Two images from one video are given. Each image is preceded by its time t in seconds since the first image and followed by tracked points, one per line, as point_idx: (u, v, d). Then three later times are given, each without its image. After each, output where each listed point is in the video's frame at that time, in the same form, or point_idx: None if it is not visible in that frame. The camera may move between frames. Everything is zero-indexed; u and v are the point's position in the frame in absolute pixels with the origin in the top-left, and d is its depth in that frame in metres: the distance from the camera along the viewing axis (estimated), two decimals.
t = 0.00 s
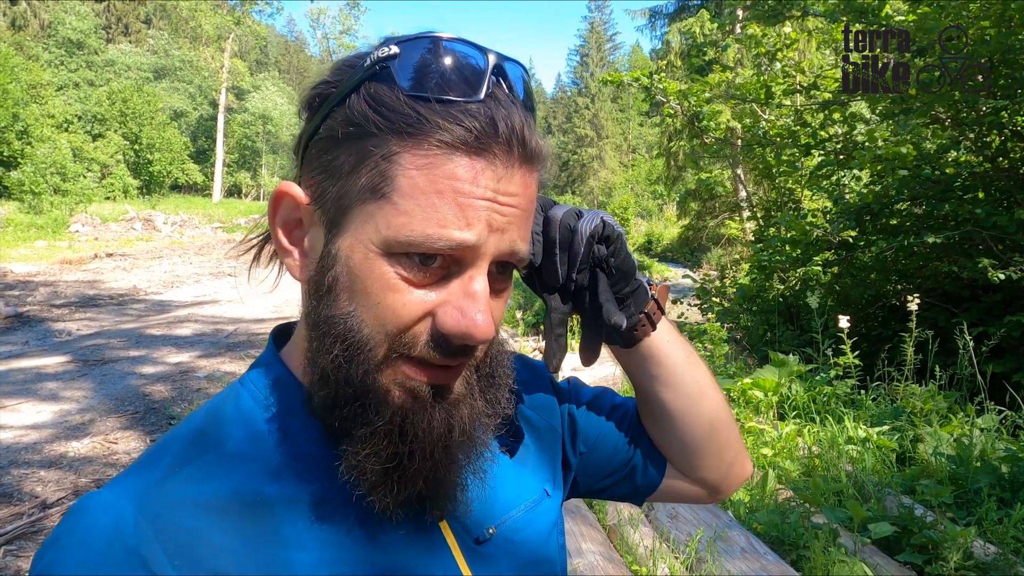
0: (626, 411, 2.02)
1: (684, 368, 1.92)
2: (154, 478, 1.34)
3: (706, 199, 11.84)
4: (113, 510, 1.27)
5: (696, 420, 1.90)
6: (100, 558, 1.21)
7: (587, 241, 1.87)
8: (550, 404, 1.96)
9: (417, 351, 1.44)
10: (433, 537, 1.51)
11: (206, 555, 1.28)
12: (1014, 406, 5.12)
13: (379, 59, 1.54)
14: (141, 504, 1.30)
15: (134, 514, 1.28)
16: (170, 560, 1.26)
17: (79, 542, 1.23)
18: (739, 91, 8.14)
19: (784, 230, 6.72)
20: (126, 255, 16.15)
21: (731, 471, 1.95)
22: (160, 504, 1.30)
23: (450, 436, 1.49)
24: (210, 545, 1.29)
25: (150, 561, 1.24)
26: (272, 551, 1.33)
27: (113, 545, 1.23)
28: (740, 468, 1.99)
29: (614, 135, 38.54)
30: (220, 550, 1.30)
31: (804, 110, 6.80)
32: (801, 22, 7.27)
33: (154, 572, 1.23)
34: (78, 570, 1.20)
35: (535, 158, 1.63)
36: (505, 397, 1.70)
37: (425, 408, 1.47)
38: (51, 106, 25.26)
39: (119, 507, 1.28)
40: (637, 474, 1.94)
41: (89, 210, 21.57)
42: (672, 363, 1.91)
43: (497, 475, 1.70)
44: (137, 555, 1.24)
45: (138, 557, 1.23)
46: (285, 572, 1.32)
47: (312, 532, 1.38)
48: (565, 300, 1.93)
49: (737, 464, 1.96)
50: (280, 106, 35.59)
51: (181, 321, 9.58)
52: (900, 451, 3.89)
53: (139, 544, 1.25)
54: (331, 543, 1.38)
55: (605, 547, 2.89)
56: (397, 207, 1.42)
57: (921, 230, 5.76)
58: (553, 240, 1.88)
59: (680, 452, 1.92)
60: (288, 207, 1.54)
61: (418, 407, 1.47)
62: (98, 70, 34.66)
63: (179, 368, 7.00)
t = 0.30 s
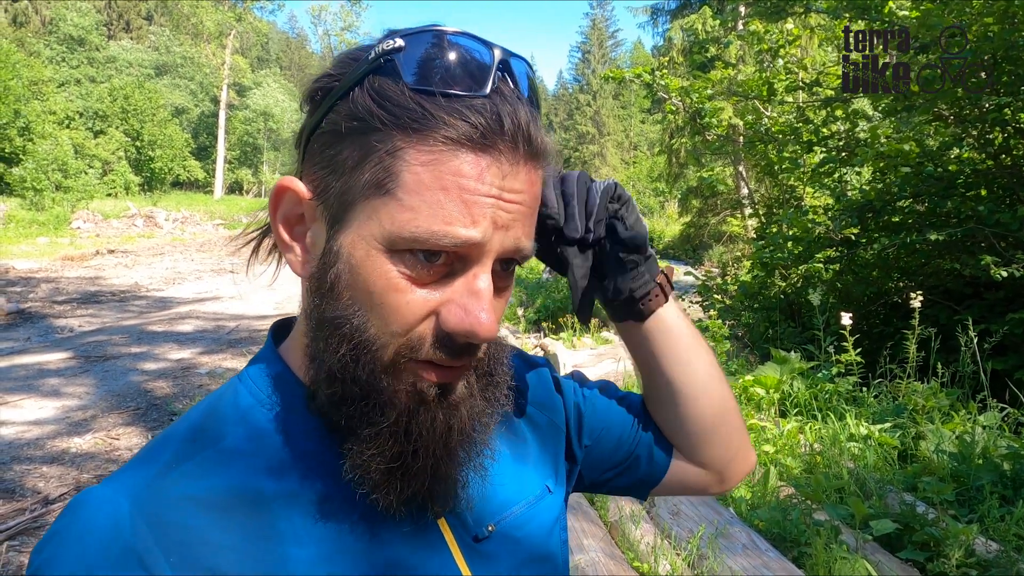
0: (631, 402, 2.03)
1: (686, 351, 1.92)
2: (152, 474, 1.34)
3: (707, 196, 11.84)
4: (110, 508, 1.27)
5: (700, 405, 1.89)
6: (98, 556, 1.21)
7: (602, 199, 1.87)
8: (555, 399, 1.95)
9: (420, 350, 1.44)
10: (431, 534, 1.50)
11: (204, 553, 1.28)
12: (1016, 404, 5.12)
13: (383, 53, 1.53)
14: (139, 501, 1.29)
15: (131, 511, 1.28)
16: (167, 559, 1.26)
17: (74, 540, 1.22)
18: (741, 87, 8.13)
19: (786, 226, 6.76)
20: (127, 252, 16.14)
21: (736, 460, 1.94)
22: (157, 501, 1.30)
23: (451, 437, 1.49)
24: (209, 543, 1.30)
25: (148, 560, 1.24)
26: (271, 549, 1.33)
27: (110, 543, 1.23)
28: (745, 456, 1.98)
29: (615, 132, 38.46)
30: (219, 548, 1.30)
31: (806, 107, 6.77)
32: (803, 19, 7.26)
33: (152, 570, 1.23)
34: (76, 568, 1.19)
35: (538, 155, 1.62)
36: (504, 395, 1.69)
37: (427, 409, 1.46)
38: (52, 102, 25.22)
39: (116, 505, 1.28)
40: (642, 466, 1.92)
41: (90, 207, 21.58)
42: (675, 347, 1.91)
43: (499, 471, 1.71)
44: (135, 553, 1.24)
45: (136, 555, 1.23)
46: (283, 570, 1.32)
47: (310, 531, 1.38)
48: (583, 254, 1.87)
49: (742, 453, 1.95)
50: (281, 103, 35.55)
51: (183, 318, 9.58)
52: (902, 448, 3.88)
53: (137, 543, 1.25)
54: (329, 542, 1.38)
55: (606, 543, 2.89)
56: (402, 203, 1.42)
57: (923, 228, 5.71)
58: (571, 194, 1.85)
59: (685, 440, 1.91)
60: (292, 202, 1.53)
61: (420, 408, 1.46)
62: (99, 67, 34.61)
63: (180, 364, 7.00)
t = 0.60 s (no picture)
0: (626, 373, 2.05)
1: (700, 301, 1.97)
2: (156, 471, 1.34)
3: (710, 194, 11.83)
4: (114, 504, 1.27)
5: (712, 352, 1.95)
6: (104, 553, 1.21)
7: (611, 139, 1.94)
8: (551, 389, 1.95)
9: (444, 354, 1.43)
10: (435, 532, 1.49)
11: (209, 549, 1.28)
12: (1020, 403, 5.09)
13: (430, 59, 1.51)
14: (144, 496, 1.30)
15: (137, 506, 1.28)
16: (174, 554, 1.26)
17: (80, 537, 1.22)
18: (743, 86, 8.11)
19: (789, 224, 6.73)
20: (130, 250, 16.17)
21: (744, 407, 2.01)
22: (163, 498, 1.30)
23: (466, 443, 1.49)
24: (214, 539, 1.30)
25: (154, 555, 1.24)
26: (276, 546, 1.33)
27: (116, 539, 1.23)
28: (753, 402, 2.05)
29: (617, 131, 38.37)
30: (224, 545, 1.30)
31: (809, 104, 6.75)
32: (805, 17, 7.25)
33: (159, 565, 1.24)
34: (80, 564, 1.20)
35: (572, 171, 1.61)
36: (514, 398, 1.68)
37: (444, 415, 1.46)
38: (55, 101, 25.23)
39: (122, 500, 1.28)
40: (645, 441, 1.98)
41: (92, 206, 21.59)
42: (688, 296, 1.96)
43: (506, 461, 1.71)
44: (141, 549, 1.24)
45: (141, 551, 1.24)
46: (288, 567, 1.32)
47: (314, 526, 1.37)
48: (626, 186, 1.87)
49: (749, 400, 2.03)
50: (283, 102, 35.54)
51: (185, 317, 9.60)
52: (905, 447, 3.87)
53: (143, 538, 1.25)
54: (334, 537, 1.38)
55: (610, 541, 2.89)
56: (439, 206, 1.41)
57: (926, 226, 5.71)
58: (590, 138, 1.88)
59: (694, 383, 1.97)
60: (325, 195, 1.52)
61: (438, 413, 1.46)
62: (102, 66, 34.63)
63: (183, 363, 7.01)
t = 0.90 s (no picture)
0: (631, 375, 2.05)
1: (709, 308, 1.97)
2: (167, 466, 1.34)
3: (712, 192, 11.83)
4: (125, 498, 1.27)
5: (720, 360, 1.95)
6: (115, 547, 1.21)
7: (615, 147, 2.01)
8: (555, 389, 1.95)
9: (456, 346, 1.43)
10: (443, 529, 1.49)
11: (220, 543, 1.28)
12: None
13: (431, 49, 1.54)
14: (155, 490, 1.30)
15: (148, 500, 1.28)
16: (185, 548, 1.26)
17: (91, 531, 1.22)
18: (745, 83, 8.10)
19: (792, 222, 6.70)
20: (133, 250, 16.21)
21: (750, 414, 2.02)
22: (172, 492, 1.30)
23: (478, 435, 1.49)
24: (225, 533, 1.29)
25: (165, 549, 1.24)
26: (285, 540, 1.33)
27: (127, 533, 1.23)
28: (758, 411, 2.06)
29: (619, 130, 38.77)
30: (234, 538, 1.29)
31: (811, 102, 6.74)
32: (808, 13, 7.23)
33: (170, 559, 1.23)
34: (92, 558, 1.19)
35: (576, 161, 1.62)
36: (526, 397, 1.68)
37: (457, 407, 1.46)
38: (57, 101, 25.23)
39: (133, 494, 1.28)
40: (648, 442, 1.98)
41: (95, 205, 21.62)
42: (697, 300, 1.97)
43: (514, 459, 1.71)
44: (152, 542, 1.23)
45: (153, 545, 1.23)
46: (298, 561, 1.32)
47: (323, 520, 1.37)
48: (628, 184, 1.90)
49: (755, 407, 2.04)
50: (285, 101, 35.54)
51: (188, 316, 9.61)
52: (908, 444, 3.87)
53: (154, 532, 1.24)
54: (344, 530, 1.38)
55: (613, 538, 2.88)
56: (447, 199, 1.42)
57: (929, 223, 5.69)
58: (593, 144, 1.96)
59: (699, 391, 1.98)
60: (332, 192, 1.52)
61: (451, 405, 1.46)
62: (104, 65, 34.64)
63: (186, 362, 7.01)
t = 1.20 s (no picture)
0: (636, 377, 2.05)
1: (709, 308, 1.97)
2: (169, 456, 1.34)
3: (713, 191, 11.83)
4: (128, 487, 1.27)
5: (721, 358, 1.95)
6: (116, 536, 1.21)
7: (624, 145, 1.99)
8: (560, 390, 1.95)
9: (459, 342, 1.43)
10: (442, 526, 1.48)
11: (221, 533, 1.28)
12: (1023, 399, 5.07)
13: (433, 43, 1.55)
14: (158, 479, 1.29)
15: (150, 490, 1.27)
16: (185, 537, 1.26)
17: (92, 519, 1.22)
18: (745, 82, 8.09)
19: (792, 221, 6.70)
20: (133, 248, 16.20)
21: (755, 416, 1.99)
22: (175, 482, 1.30)
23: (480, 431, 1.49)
24: (225, 524, 1.29)
25: (166, 539, 1.23)
26: (285, 533, 1.33)
27: (127, 523, 1.22)
28: (764, 413, 2.03)
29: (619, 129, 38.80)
30: (234, 530, 1.29)
31: (811, 101, 6.73)
32: (808, 12, 7.22)
33: (171, 549, 1.23)
34: (93, 546, 1.19)
35: (580, 157, 1.62)
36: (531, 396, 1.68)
37: (459, 403, 1.46)
38: (57, 100, 25.19)
39: (135, 483, 1.27)
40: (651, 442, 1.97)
41: (95, 204, 21.63)
42: (697, 299, 1.96)
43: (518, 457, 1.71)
44: (153, 531, 1.23)
45: (154, 534, 1.23)
46: (297, 555, 1.31)
47: (323, 514, 1.37)
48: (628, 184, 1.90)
49: (762, 408, 2.01)
50: (285, 100, 35.51)
51: (188, 314, 9.61)
52: (908, 444, 3.86)
53: (155, 521, 1.24)
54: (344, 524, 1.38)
55: (612, 537, 2.88)
56: (449, 192, 1.41)
57: (929, 222, 5.70)
58: (601, 139, 1.94)
59: (701, 393, 1.96)
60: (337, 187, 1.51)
61: (453, 401, 1.46)
62: (104, 64, 34.61)
63: (186, 360, 7.01)
